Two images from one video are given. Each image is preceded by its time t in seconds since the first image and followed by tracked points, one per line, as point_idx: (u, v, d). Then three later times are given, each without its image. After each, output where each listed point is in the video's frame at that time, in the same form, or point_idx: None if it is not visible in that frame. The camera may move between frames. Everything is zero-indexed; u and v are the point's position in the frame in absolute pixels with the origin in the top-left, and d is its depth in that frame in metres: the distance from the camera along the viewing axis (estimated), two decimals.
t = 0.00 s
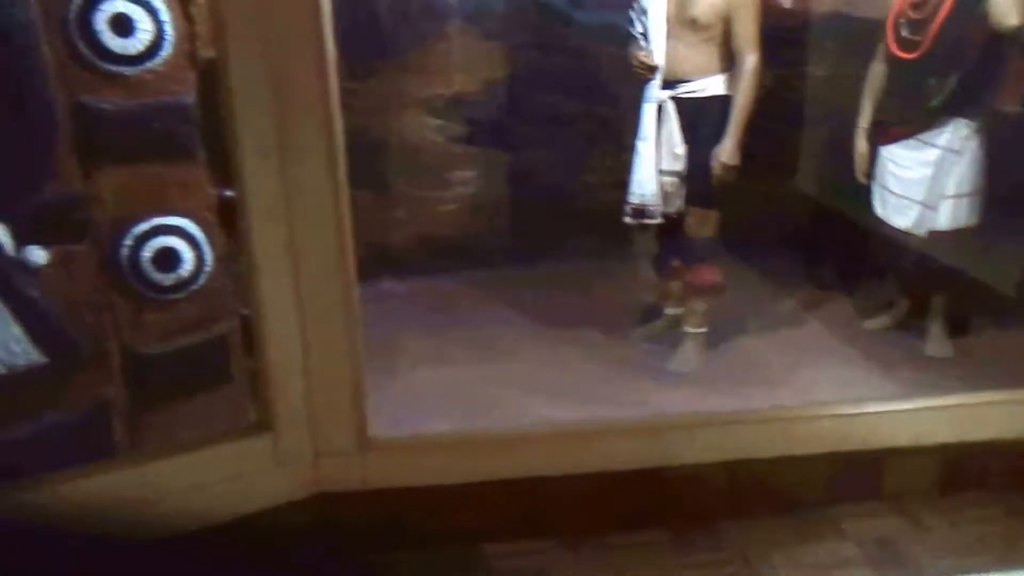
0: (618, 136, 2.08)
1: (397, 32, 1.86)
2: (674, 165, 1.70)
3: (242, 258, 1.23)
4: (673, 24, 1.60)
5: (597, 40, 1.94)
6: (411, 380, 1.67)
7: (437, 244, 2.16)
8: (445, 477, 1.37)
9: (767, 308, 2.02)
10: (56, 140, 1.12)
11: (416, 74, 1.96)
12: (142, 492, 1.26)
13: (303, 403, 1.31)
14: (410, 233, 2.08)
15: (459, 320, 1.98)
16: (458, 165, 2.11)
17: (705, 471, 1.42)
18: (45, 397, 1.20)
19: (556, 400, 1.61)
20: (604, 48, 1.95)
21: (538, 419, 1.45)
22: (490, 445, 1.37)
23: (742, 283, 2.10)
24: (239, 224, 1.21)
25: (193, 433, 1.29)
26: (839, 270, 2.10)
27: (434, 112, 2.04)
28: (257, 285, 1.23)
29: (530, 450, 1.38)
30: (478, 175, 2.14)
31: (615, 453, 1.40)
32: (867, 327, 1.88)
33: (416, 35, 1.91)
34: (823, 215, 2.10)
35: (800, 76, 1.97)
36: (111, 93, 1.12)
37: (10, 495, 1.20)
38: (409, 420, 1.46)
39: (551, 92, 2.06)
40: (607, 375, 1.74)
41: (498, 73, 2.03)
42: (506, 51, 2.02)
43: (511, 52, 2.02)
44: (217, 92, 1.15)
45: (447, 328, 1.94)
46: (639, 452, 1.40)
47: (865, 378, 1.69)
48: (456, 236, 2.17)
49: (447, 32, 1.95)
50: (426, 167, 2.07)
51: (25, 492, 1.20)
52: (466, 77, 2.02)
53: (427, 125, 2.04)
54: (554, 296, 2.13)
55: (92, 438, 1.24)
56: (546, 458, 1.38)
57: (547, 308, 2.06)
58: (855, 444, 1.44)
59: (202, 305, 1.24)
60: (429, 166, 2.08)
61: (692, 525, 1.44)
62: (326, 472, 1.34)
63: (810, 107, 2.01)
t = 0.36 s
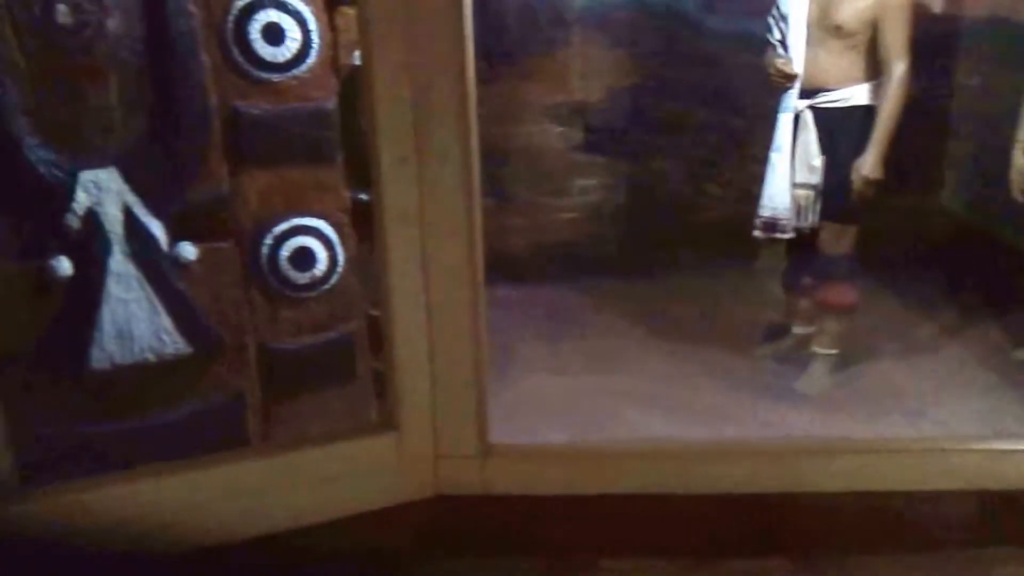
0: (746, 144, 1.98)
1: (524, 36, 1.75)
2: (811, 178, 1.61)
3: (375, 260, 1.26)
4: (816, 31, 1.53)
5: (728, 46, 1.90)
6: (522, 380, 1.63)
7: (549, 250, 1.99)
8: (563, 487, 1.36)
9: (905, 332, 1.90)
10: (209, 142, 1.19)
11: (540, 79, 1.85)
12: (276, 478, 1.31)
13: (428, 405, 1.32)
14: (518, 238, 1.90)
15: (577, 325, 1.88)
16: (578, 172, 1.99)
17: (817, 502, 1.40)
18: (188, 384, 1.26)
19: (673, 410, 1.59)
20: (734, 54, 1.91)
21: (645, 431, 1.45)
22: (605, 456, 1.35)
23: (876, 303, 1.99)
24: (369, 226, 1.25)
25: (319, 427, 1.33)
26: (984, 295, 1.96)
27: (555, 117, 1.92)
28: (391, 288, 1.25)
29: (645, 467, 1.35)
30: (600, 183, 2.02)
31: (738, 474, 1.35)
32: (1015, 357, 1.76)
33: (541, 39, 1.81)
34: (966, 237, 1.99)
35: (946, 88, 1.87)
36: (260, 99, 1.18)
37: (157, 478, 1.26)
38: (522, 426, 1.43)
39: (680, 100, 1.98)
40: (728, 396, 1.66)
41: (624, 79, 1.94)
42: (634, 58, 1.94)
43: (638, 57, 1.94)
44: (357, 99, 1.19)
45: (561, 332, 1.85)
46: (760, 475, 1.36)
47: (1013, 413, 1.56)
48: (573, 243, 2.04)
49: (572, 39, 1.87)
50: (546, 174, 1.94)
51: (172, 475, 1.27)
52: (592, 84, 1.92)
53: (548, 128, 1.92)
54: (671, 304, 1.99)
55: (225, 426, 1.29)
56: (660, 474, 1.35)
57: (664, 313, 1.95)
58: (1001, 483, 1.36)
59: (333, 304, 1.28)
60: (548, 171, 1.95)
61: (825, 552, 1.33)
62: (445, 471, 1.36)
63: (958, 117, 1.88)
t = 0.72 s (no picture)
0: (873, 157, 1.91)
1: (644, 44, 1.74)
2: (938, 194, 1.53)
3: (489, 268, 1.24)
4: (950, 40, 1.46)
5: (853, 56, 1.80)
6: (631, 401, 1.56)
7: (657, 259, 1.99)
8: (670, 500, 1.29)
9: None
10: (332, 147, 1.22)
11: (656, 88, 1.84)
12: (381, 483, 1.25)
13: (536, 416, 1.26)
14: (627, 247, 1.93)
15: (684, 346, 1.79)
16: (690, 182, 1.96)
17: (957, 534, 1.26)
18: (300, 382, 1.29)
19: (780, 426, 1.51)
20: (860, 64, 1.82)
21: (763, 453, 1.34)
22: (714, 475, 1.28)
23: (1007, 328, 1.88)
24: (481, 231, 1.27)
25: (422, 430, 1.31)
26: None
27: (670, 128, 1.90)
28: (503, 299, 1.20)
29: (758, 484, 1.28)
30: (713, 194, 1.99)
31: (852, 496, 1.28)
32: None
33: (661, 49, 1.79)
34: None
35: None
36: (381, 105, 1.22)
37: (265, 475, 1.21)
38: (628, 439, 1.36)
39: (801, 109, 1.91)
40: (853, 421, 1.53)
41: (741, 88, 1.90)
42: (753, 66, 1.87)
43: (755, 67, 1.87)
44: (475, 105, 1.23)
45: (667, 349, 1.78)
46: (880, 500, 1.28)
47: None
48: (678, 253, 2.02)
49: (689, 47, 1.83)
50: (657, 183, 1.91)
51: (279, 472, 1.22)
52: (710, 93, 1.89)
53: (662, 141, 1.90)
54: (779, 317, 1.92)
55: (330, 425, 1.29)
56: (773, 493, 1.29)
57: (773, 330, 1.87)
58: None
59: (443, 306, 1.31)
60: (659, 180, 1.92)
61: None
62: (553, 482, 1.29)
63: None
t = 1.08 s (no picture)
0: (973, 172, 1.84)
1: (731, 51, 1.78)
2: None
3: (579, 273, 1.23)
4: None
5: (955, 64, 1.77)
6: (716, 408, 1.50)
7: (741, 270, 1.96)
8: (756, 516, 1.25)
9: None
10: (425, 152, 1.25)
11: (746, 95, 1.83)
12: (466, 485, 1.22)
13: (622, 424, 1.24)
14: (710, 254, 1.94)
15: (769, 359, 1.74)
16: (779, 191, 1.92)
17: None
18: (387, 381, 1.33)
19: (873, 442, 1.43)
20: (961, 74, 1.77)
21: (855, 471, 1.29)
22: (802, 490, 1.23)
23: None
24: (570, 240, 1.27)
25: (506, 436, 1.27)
26: None
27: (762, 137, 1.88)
28: (592, 305, 1.19)
29: (850, 504, 1.22)
30: (803, 206, 1.94)
31: (949, 519, 1.20)
32: None
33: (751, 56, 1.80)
34: None
35: None
36: (475, 111, 1.25)
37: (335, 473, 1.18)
38: (709, 446, 1.33)
39: (899, 119, 1.84)
40: (950, 439, 1.45)
41: (836, 97, 1.84)
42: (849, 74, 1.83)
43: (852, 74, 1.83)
44: (568, 112, 1.23)
45: (752, 366, 1.71)
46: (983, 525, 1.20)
47: None
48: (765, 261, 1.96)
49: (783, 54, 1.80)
50: (742, 193, 1.91)
51: (367, 470, 1.19)
52: (801, 102, 1.86)
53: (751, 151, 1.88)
54: (869, 334, 1.86)
55: (417, 424, 1.31)
56: (865, 514, 1.22)
57: (862, 344, 1.80)
58: None
59: (530, 312, 1.33)
60: (747, 192, 1.91)
61: None
62: (637, 492, 1.26)
63: None
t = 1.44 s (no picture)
0: None
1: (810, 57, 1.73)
2: None
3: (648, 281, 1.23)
4: None
5: None
6: (783, 418, 1.47)
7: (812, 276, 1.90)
8: (825, 531, 1.22)
9: None
10: (496, 157, 1.26)
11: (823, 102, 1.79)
12: (530, 489, 1.23)
13: (688, 433, 1.22)
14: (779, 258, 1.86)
15: (838, 369, 1.70)
16: (851, 200, 1.87)
17: None
18: (452, 384, 1.33)
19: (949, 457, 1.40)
20: None
21: (929, 488, 1.25)
22: (873, 506, 1.20)
23: None
24: (638, 245, 1.28)
25: (569, 441, 1.27)
26: None
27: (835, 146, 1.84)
28: (662, 313, 1.19)
29: (923, 521, 1.19)
30: (878, 215, 1.89)
31: None
32: None
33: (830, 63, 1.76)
34: None
35: None
36: (546, 116, 1.25)
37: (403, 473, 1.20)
38: (776, 458, 1.32)
39: (980, 127, 1.79)
40: None
41: (914, 104, 1.81)
42: (928, 82, 1.79)
43: (932, 82, 1.78)
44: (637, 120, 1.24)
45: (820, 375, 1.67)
46: None
47: None
48: (835, 270, 1.92)
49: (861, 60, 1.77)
50: (814, 200, 1.86)
51: (433, 468, 1.21)
52: (875, 106, 1.81)
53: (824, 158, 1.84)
54: (945, 347, 1.80)
55: (482, 429, 1.31)
56: (939, 534, 1.19)
57: (935, 357, 1.75)
58: None
59: (596, 318, 1.33)
60: (820, 199, 1.86)
61: None
62: (701, 501, 1.25)
63: None
